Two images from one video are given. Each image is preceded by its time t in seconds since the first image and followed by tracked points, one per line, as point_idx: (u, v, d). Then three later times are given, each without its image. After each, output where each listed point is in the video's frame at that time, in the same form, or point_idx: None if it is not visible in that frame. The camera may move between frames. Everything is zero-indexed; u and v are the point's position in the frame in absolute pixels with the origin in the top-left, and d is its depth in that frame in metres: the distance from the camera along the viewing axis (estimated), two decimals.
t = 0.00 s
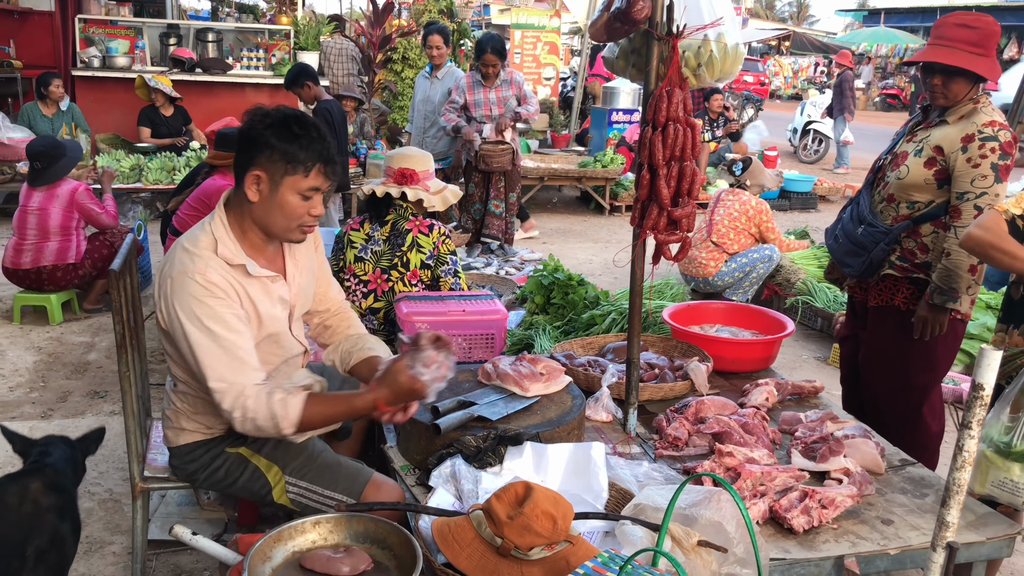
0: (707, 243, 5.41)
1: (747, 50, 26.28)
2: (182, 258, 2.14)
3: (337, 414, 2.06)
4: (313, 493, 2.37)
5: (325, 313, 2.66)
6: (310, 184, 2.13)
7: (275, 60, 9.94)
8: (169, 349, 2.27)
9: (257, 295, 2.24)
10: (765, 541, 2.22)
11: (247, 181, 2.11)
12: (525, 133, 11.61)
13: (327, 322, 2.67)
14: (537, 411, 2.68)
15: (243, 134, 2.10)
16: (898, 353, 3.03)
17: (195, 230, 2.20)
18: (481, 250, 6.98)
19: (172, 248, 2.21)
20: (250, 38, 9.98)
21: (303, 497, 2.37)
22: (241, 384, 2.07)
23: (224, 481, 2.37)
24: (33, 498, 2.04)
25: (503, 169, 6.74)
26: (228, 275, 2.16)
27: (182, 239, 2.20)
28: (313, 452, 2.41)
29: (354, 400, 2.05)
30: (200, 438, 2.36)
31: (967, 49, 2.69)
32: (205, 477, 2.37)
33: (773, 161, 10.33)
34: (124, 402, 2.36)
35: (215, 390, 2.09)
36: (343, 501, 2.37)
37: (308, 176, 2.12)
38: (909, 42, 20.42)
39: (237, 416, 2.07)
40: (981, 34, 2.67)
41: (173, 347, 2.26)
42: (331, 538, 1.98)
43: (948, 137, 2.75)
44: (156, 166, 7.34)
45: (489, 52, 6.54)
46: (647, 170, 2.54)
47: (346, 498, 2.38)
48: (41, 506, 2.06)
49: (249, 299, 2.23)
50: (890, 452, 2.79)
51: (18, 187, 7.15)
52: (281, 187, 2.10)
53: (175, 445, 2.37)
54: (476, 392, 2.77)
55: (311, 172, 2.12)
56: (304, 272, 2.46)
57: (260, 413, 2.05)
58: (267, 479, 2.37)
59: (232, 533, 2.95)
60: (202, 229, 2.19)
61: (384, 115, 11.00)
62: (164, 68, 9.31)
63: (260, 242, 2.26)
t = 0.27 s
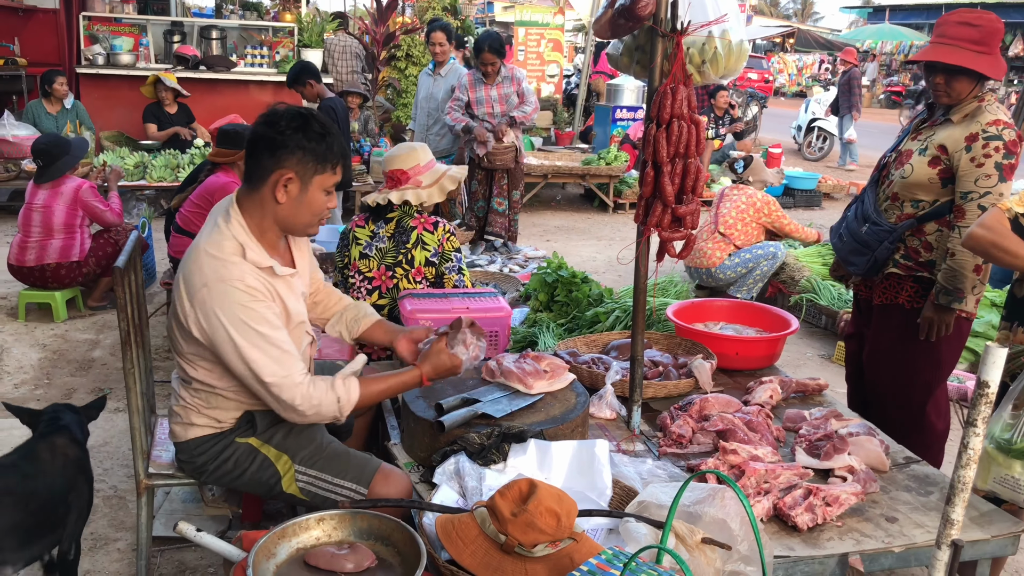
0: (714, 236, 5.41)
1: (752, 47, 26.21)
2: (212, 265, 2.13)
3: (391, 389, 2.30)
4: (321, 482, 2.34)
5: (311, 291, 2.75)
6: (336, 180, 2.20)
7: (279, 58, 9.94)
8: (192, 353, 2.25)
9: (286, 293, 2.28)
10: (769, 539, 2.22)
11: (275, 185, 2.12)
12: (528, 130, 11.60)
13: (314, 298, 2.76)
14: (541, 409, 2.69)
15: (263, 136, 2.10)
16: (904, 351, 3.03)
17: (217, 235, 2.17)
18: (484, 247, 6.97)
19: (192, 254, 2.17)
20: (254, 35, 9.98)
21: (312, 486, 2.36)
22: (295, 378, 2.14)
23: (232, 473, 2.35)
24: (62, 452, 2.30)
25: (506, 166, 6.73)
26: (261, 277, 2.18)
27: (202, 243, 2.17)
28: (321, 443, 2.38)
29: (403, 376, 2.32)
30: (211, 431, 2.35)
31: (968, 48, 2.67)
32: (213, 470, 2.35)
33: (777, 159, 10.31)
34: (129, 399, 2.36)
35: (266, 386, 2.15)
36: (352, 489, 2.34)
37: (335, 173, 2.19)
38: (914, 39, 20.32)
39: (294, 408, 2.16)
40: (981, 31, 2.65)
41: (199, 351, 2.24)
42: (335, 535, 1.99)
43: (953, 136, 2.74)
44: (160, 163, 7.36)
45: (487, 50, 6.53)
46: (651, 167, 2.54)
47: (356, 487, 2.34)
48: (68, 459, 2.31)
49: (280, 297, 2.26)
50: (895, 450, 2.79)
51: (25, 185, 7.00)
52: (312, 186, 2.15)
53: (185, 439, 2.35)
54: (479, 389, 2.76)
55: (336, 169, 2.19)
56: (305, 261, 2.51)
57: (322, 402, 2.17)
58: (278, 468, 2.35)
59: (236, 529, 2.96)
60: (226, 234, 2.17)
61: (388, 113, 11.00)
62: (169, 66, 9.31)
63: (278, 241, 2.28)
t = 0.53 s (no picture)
0: (722, 227, 5.39)
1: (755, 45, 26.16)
2: (246, 252, 2.14)
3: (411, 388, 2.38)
4: (329, 476, 2.34)
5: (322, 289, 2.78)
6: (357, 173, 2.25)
7: (283, 56, 9.95)
8: (218, 342, 2.25)
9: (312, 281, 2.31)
10: (773, 538, 2.22)
11: (302, 177, 2.15)
12: (532, 128, 11.59)
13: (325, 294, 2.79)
14: (545, 407, 2.69)
15: (290, 129, 2.12)
16: (908, 350, 3.02)
17: (246, 225, 2.18)
18: (488, 245, 6.97)
19: (221, 243, 2.17)
20: (257, 34, 9.99)
21: (320, 481, 2.35)
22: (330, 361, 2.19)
23: (240, 465, 2.34)
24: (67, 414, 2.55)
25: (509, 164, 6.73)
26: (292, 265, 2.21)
27: (230, 233, 2.17)
28: (331, 438, 2.38)
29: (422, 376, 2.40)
30: (225, 423, 2.34)
31: (964, 46, 2.68)
32: (222, 462, 2.34)
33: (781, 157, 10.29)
34: (133, 396, 2.36)
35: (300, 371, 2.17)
36: (360, 485, 2.34)
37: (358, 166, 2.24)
38: (918, 36, 20.25)
39: (328, 391, 2.20)
40: (978, 29, 2.65)
41: (226, 340, 2.24)
42: (339, 534, 1.99)
43: (956, 134, 2.73)
44: (164, 162, 7.38)
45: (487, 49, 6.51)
46: (654, 165, 2.54)
47: (364, 482, 2.34)
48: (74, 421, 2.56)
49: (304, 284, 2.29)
50: (899, 449, 2.78)
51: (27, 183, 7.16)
52: (336, 178, 2.20)
53: (197, 433, 2.34)
54: (483, 387, 2.77)
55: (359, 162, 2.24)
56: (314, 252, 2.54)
57: (355, 385, 2.22)
58: (287, 461, 2.35)
59: (240, 527, 2.97)
60: (255, 223, 2.18)
61: (391, 111, 11.01)
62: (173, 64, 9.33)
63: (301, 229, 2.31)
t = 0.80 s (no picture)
0: (726, 225, 5.40)
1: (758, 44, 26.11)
2: (264, 237, 2.15)
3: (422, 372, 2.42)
4: (333, 474, 2.35)
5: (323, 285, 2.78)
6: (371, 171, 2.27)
7: (285, 55, 9.95)
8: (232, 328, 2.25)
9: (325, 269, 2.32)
10: (774, 537, 2.21)
11: (319, 170, 2.17)
12: (534, 127, 11.59)
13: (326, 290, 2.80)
14: (546, 406, 2.69)
15: (310, 124, 2.15)
16: (910, 349, 3.02)
17: (263, 212, 2.20)
18: (489, 244, 6.97)
19: (236, 229, 2.18)
20: (259, 33, 10.00)
21: (323, 479, 2.35)
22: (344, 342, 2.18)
23: (244, 462, 2.34)
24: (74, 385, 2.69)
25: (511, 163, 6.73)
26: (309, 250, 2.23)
27: (246, 219, 2.18)
28: (334, 436, 2.38)
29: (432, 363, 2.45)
30: (232, 419, 2.35)
31: (958, 43, 2.69)
32: (226, 459, 2.35)
33: (783, 157, 10.28)
34: (135, 395, 2.37)
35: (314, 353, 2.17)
36: (362, 485, 2.34)
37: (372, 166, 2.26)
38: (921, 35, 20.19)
39: (341, 373, 2.19)
40: (973, 26, 2.66)
41: (240, 325, 2.24)
42: (340, 532, 2.00)
43: (955, 130, 2.73)
44: (166, 161, 7.39)
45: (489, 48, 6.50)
46: (656, 164, 2.54)
47: (366, 482, 2.34)
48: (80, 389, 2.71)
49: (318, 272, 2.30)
50: (901, 448, 2.78)
51: (28, 183, 7.18)
52: (350, 175, 2.22)
53: (203, 428, 2.34)
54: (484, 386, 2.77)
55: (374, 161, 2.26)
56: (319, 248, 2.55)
57: (369, 366, 2.22)
58: (290, 458, 2.35)
59: (242, 526, 2.98)
60: (271, 211, 2.20)
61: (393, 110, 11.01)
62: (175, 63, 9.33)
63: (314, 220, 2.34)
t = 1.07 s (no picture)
0: (727, 224, 5.40)
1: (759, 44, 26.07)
2: (254, 233, 2.14)
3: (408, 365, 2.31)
4: (333, 474, 2.34)
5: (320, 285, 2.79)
6: (349, 173, 2.17)
7: (286, 55, 9.95)
8: (223, 326, 2.24)
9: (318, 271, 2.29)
10: (776, 536, 2.21)
11: (294, 166, 2.18)
12: (535, 126, 11.58)
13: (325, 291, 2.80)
14: (547, 406, 2.69)
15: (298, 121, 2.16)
16: (912, 347, 3.01)
17: (258, 209, 2.20)
18: (491, 243, 6.95)
19: (232, 225, 2.19)
20: (260, 32, 10.00)
21: (324, 478, 2.35)
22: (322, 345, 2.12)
23: (244, 462, 2.35)
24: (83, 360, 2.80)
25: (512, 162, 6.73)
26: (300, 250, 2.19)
27: (241, 216, 2.20)
28: (335, 436, 2.39)
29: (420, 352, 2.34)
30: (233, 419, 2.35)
31: (955, 40, 2.69)
32: (226, 459, 2.36)
33: (785, 156, 10.27)
34: (137, 396, 2.37)
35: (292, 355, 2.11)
36: (363, 484, 2.34)
37: (348, 167, 2.15)
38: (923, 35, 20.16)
39: (317, 377, 2.12)
40: (968, 23, 2.66)
41: (232, 323, 2.22)
42: (342, 532, 2.00)
43: (955, 126, 2.73)
44: (168, 160, 7.39)
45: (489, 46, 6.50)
46: (658, 164, 2.53)
47: (367, 481, 2.35)
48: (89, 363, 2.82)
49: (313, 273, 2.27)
50: (903, 448, 2.78)
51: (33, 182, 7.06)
52: (323, 173, 2.16)
53: (203, 428, 2.34)
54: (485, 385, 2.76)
55: (351, 163, 2.15)
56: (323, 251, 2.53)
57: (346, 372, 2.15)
58: (291, 458, 2.35)
59: (244, 526, 2.98)
60: (266, 208, 2.20)
61: (394, 110, 11.01)
62: (176, 63, 9.34)
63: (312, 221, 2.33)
